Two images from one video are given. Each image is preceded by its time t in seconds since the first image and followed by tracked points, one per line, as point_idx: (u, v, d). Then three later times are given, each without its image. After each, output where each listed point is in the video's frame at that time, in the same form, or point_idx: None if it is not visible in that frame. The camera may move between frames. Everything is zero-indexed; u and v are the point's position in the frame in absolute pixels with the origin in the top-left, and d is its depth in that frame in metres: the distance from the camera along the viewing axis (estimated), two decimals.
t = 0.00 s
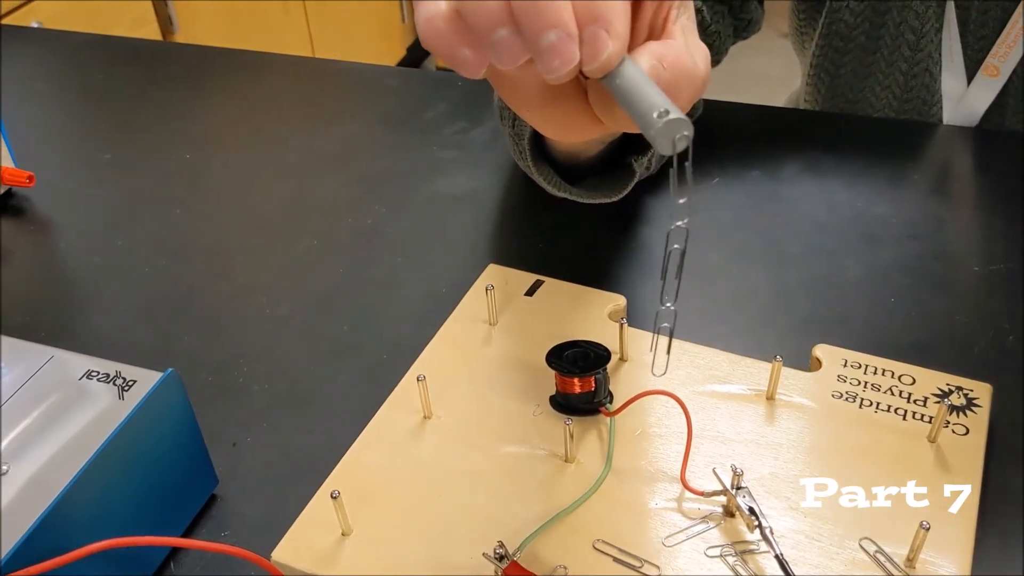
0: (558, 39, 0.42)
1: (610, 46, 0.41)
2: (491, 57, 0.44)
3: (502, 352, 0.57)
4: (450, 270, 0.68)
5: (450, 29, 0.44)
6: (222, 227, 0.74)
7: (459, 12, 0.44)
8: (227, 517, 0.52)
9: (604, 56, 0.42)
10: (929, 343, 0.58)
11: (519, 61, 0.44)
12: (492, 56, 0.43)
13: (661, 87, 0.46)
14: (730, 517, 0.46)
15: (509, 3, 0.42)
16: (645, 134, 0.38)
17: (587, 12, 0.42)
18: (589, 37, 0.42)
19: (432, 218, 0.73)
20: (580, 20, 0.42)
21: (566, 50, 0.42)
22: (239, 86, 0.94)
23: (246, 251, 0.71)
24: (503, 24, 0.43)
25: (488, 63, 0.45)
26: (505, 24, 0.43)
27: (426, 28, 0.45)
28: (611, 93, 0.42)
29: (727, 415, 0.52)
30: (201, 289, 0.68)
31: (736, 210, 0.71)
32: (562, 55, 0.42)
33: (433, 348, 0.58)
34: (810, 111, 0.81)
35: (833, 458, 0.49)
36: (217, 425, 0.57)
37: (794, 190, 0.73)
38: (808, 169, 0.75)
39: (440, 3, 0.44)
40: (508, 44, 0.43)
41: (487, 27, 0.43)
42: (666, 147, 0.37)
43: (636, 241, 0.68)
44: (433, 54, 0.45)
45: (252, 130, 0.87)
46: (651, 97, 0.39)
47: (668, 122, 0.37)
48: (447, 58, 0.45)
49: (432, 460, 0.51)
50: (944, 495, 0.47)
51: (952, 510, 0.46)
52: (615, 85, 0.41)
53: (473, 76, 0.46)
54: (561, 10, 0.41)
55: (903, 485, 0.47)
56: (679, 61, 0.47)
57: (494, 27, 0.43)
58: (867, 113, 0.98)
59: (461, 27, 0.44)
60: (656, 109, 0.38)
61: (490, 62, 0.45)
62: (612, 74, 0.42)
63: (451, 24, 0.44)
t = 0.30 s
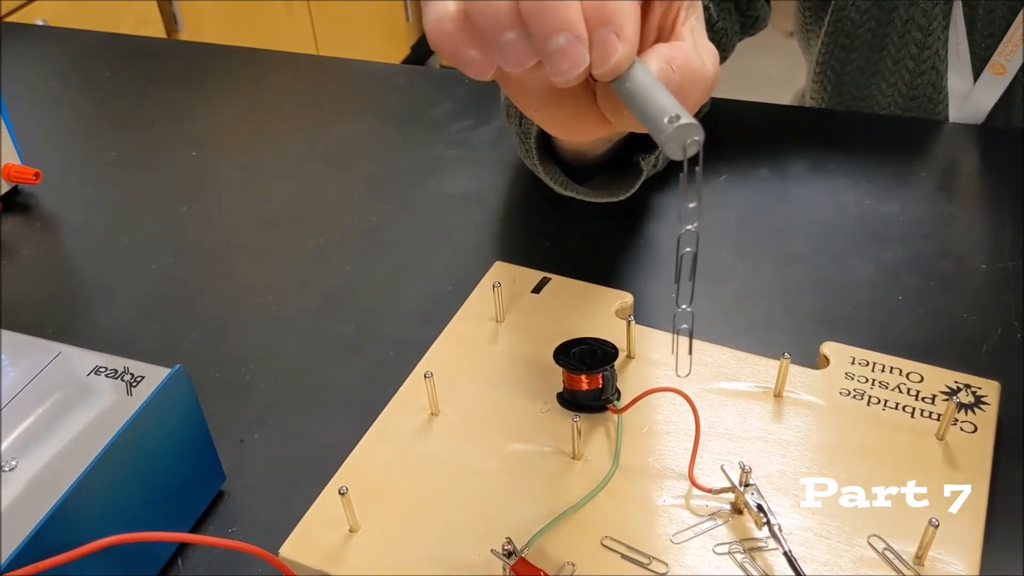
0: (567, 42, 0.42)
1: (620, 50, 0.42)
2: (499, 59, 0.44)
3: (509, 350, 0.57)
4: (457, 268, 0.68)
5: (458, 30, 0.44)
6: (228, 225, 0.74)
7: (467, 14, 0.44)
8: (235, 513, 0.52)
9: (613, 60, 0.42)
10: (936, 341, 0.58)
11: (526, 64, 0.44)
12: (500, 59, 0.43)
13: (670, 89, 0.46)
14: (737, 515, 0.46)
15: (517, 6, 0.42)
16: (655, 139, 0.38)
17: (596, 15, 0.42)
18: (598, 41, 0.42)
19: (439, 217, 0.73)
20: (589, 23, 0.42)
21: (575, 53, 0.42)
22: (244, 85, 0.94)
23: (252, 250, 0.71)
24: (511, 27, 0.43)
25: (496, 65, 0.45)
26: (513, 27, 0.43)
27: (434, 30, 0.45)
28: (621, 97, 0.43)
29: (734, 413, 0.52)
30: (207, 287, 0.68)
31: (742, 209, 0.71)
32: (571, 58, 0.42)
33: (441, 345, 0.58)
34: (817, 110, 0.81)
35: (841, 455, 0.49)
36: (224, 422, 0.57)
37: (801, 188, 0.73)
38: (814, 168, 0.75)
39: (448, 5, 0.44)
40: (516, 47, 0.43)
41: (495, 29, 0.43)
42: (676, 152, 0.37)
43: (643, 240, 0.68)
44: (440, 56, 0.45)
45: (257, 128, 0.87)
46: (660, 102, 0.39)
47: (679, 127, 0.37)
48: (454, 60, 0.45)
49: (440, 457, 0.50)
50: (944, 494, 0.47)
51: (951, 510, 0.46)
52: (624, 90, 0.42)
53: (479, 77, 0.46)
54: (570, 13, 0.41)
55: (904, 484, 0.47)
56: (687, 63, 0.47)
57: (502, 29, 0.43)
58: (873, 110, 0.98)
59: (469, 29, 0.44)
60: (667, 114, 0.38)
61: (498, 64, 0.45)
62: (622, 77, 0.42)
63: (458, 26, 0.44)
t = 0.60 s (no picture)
0: (574, 50, 0.42)
1: (626, 59, 0.42)
2: (505, 65, 0.44)
3: (509, 350, 0.57)
4: (457, 269, 0.68)
5: (462, 36, 0.44)
6: (229, 226, 0.75)
7: (472, 20, 0.44)
8: (234, 513, 0.52)
9: (619, 68, 0.42)
10: (935, 342, 0.59)
11: (531, 70, 0.44)
12: (505, 65, 0.43)
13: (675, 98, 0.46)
14: (737, 515, 0.46)
15: (523, 12, 0.42)
16: (661, 149, 0.38)
17: (602, 22, 0.42)
18: (604, 49, 0.42)
19: (439, 217, 0.73)
20: (595, 31, 0.42)
21: (581, 61, 0.42)
22: (245, 85, 0.94)
23: (253, 250, 0.72)
24: (517, 34, 0.43)
25: (501, 71, 0.45)
26: (519, 34, 0.43)
27: (438, 36, 0.45)
28: (626, 105, 0.43)
29: (734, 414, 0.52)
30: (208, 288, 0.68)
31: (743, 209, 0.71)
32: (578, 66, 0.42)
33: (440, 346, 0.58)
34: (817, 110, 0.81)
35: (840, 456, 0.49)
36: (224, 422, 0.57)
37: (801, 189, 0.73)
38: (814, 169, 0.75)
39: (452, 11, 0.44)
40: (522, 54, 0.43)
41: (501, 36, 0.43)
42: (681, 163, 0.37)
43: (643, 241, 0.69)
44: (445, 62, 0.45)
45: (258, 129, 0.87)
46: (666, 112, 0.39)
47: (686, 137, 0.37)
48: (458, 65, 0.45)
49: (439, 458, 0.51)
50: (945, 495, 0.47)
51: (951, 511, 0.46)
52: (629, 98, 0.42)
53: (484, 83, 0.46)
54: (576, 21, 0.42)
55: (904, 485, 0.47)
56: (693, 71, 0.48)
57: (508, 36, 0.43)
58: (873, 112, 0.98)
59: (474, 35, 0.44)
60: (674, 124, 0.38)
61: (503, 70, 0.45)
62: (627, 86, 0.42)
63: (463, 32, 0.44)
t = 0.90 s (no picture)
0: (575, 45, 0.42)
1: (628, 53, 0.42)
2: (507, 60, 0.44)
3: (507, 348, 0.57)
4: (456, 267, 0.68)
5: (463, 33, 0.44)
6: (229, 224, 0.75)
7: (473, 16, 0.44)
8: (233, 510, 0.52)
9: (621, 62, 0.42)
10: (934, 340, 0.59)
11: (533, 65, 0.44)
12: (507, 60, 0.44)
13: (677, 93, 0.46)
14: (735, 512, 0.47)
15: (525, 8, 0.43)
16: (664, 142, 0.38)
17: (604, 16, 0.42)
18: (606, 43, 0.42)
19: (439, 216, 0.73)
20: (597, 25, 0.42)
21: (583, 55, 0.42)
22: (245, 84, 0.94)
23: (252, 249, 0.72)
24: (519, 29, 0.43)
25: (502, 66, 0.45)
26: (521, 29, 0.43)
27: (439, 32, 0.45)
28: (628, 99, 0.43)
29: (731, 411, 0.52)
30: (208, 286, 0.68)
31: (742, 208, 0.71)
32: (580, 60, 0.42)
33: (439, 344, 0.58)
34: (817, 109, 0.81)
35: (838, 453, 0.49)
36: (223, 420, 0.57)
37: (800, 188, 0.73)
38: (814, 167, 0.75)
39: (454, 6, 0.44)
40: (524, 48, 0.44)
41: (503, 31, 0.43)
42: (684, 156, 0.37)
43: (641, 239, 0.69)
44: (446, 58, 0.45)
45: (258, 128, 0.87)
46: (669, 106, 0.39)
47: (689, 130, 0.37)
48: (459, 62, 0.45)
49: (438, 455, 0.51)
50: (944, 494, 0.47)
51: (951, 510, 0.46)
52: (632, 92, 0.42)
53: (486, 79, 0.46)
54: (579, 15, 0.42)
55: (904, 484, 0.47)
56: (694, 66, 0.48)
57: (509, 32, 0.43)
58: (875, 110, 0.97)
59: (475, 31, 0.44)
60: (676, 118, 0.38)
61: (504, 66, 0.45)
62: (629, 80, 0.42)
63: (464, 28, 0.44)
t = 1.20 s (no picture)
0: (576, 45, 0.42)
1: (629, 53, 0.42)
2: (507, 60, 0.44)
3: (506, 347, 0.58)
4: (455, 267, 0.68)
5: (464, 33, 0.45)
6: (229, 224, 0.75)
7: (474, 16, 0.44)
8: (233, 509, 0.52)
9: (622, 63, 0.42)
10: (932, 339, 0.59)
11: (534, 65, 0.44)
12: (508, 60, 0.44)
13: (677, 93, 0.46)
14: (733, 511, 0.47)
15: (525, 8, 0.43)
16: (665, 144, 0.38)
17: (604, 17, 0.43)
18: (607, 44, 0.42)
19: (438, 215, 0.74)
20: (597, 26, 0.43)
21: (584, 55, 0.42)
22: (245, 84, 0.95)
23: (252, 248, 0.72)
24: (520, 29, 0.43)
25: (502, 66, 0.45)
26: (521, 29, 0.43)
27: (441, 32, 0.45)
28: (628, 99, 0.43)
29: (729, 409, 0.52)
30: (208, 285, 0.68)
31: (741, 207, 0.71)
32: (580, 61, 0.42)
33: (438, 343, 0.58)
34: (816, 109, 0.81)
35: (835, 451, 0.49)
36: (223, 419, 0.57)
37: (798, 187, 0.73)
38: (812, 167, 0.75)
39: (454, 7, 0.45)
40: (524, 48, 0.44)
41: (503, 31, 0.43)
42: (685, 157, 0.38)
43: (640, 239, 0.69)
44: (446, 57, 0.45)
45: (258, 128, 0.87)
46: (669, 106, 0.40)
47: (690, 131, 0.37)
48: (460, 62, 0.45)
49: (437, 454, 0.51)
50: (944, 494, 0.47)
51: (951, 510, 0.46)
52: (632, 93, 0.42)
53: (486, 78, 0.46)
54: (579, 15, 0.42)
55: (903, 484, 0.47)
56: (693, 66, 0.48)
57: (510, 32, 0.43)
58: (872, 109, 0.97)
59: (476, 31, 0.45)
60: (677, 118, 0.39)
61: (504, 65, 0.45)
62: (630, 81, 0.43)
63: (465, 28, 0.45)
